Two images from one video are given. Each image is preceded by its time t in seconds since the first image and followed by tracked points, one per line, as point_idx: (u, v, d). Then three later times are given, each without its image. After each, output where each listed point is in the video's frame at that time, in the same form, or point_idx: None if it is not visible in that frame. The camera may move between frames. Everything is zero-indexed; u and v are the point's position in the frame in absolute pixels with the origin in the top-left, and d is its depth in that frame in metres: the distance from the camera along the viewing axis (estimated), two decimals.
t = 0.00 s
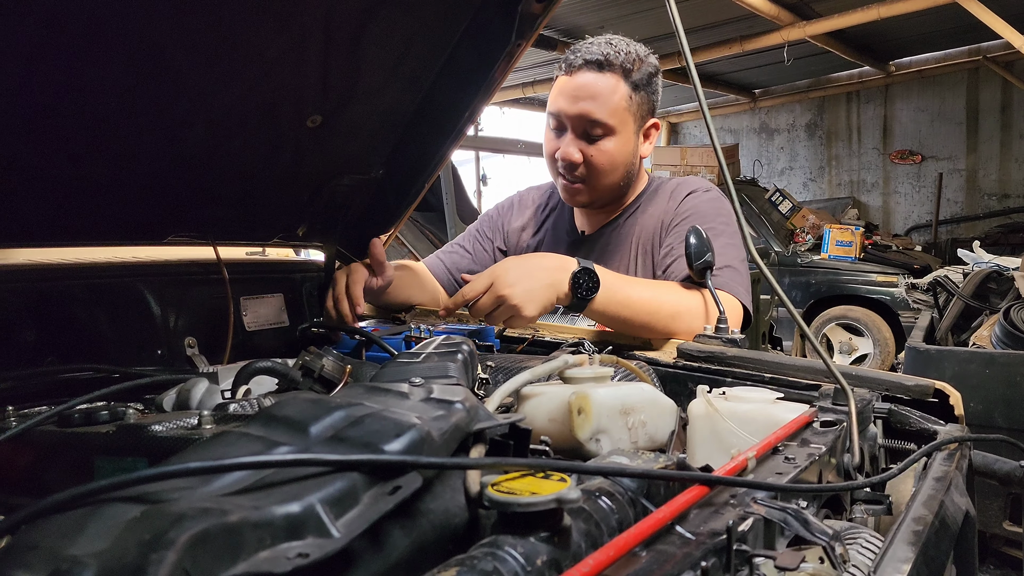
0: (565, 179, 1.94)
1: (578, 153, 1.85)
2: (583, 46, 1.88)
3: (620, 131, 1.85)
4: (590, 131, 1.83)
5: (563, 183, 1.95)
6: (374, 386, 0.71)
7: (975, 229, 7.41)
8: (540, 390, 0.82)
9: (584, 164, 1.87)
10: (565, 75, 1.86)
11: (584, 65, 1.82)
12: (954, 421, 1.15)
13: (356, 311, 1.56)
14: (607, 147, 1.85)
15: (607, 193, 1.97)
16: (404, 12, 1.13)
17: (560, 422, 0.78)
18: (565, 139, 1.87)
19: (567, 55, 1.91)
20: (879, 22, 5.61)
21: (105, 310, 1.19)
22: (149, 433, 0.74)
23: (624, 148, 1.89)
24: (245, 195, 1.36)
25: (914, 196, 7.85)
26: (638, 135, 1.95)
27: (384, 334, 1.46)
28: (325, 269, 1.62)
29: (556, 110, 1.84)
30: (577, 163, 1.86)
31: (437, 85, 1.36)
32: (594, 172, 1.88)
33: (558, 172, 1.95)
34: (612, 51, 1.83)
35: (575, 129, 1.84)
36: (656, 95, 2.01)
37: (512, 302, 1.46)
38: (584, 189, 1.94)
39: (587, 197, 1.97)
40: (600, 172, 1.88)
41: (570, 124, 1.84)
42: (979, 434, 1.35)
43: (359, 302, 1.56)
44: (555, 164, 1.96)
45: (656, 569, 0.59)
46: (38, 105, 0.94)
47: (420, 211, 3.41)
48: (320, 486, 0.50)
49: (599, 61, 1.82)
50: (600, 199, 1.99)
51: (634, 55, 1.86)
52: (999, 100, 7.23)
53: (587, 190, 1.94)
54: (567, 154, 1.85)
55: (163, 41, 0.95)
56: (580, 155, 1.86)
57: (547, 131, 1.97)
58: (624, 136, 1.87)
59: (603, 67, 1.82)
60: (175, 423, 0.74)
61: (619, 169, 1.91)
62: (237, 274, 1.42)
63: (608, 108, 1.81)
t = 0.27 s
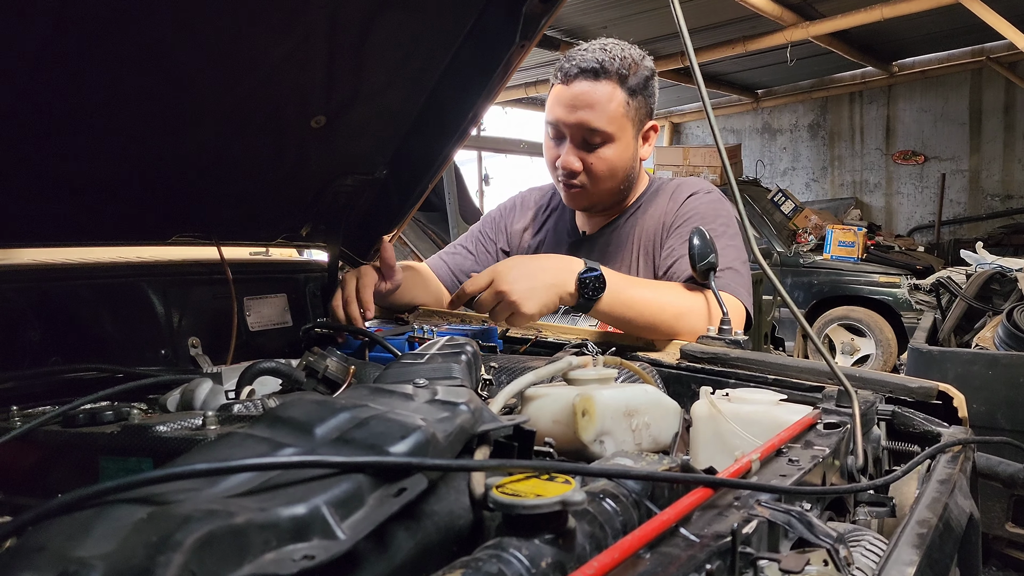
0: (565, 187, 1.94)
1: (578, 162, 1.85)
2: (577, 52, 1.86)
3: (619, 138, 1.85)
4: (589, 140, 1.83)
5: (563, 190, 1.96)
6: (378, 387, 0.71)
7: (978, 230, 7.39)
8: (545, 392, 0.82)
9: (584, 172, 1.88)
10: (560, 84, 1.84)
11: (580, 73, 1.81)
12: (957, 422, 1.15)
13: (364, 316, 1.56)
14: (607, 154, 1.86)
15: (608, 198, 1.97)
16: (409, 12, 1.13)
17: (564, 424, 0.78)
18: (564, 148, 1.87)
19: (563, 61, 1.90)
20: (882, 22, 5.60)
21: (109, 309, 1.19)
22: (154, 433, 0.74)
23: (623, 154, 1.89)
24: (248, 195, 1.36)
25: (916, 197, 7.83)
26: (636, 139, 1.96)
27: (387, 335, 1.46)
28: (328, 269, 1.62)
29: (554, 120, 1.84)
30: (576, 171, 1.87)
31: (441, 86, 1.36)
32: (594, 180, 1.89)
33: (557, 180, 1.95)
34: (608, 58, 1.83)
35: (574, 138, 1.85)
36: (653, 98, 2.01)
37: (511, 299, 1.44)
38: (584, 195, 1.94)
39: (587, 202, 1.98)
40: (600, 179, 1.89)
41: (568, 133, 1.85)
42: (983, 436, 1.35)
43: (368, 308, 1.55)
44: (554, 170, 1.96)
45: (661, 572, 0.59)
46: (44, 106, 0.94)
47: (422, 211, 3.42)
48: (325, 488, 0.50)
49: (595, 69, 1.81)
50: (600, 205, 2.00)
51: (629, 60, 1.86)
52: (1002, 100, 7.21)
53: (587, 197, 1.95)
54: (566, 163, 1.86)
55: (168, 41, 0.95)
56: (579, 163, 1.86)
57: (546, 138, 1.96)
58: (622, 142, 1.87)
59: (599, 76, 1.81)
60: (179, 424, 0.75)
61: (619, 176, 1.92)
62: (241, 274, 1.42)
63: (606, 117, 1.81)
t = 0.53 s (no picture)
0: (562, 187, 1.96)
1: (573, 162, 1.86)
2: (578, 54, 1.88)
3: (615, 139, 1.85)
4: (584, 140, 1.85)
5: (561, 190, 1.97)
6: (379, 388, 0.71)
7: (979, 231, 7.39)
8: (545, 393, 0.82)
9: (579, 172, 1.88)
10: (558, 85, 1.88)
11: (576, 75, 1.84)
12: (958, 424, 1.15)
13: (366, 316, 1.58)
14: (602, 155, 1.86)
15: (604, 200, 1.97)
16: (411, 12, 1.13)
17: (565, 425, 0.78)
18: (560, 148, 1.89)
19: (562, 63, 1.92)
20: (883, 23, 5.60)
21: (110, 308, 1.19)
22: (155, 433, 0.74)
23: (621, 155, 1.89)
24: (249, 194, 1.36)
25: (917, 198, 7.83)
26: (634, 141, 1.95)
27: (387, 335, 1.46)
28: (329, 268, 1.61)
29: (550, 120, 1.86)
30: (573, 172, 1.88)
31: (443, 86, 1.37)
32: (590, 181, 1.89)
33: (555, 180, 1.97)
34: (605, 59, 1.84)
35: (570, 139, 1.86)
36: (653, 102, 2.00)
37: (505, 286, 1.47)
38: (580, 196, 1.95)
39: (584, 204, 1.98)
40: (595, 180, 1.89)
41: (565, 133, 1.86)
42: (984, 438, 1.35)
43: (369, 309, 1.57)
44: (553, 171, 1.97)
45: (662, 573, 0.59)
46: (45, 105, 0.94)
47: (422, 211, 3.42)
48: (327, 488, 0.50)
49: (591, 70, 1.83)
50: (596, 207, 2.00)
51: (627, 61, 1.87)
52: (1003, 102, 7.21)
53: (583, 198, 1.95)
54: (562, 163, 1.87)
55: (170, 41, 0.95)
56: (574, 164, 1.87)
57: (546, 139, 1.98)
58: (618, 144, 1.87)
59: (596, 76, 1.83)
60: (180, 424, 0.75)
61: (618, 176, 1.91)
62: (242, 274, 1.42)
63: (600, 117, 1.81)
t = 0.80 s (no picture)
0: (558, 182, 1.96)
1: (567, 155, 1.87)
2: (573, 52, 1.90)
3: (608, 132, 1.85)
4: (577, 133, 1.85)
5: (558, 185, 1.98)
6: (377, 388, 0.71)
7: (977, 233, 7.40)
8: (543, 393, 0.82)
9: (574, 165, 1.89)
10: (552, 81, 1.90)
11: (569, 68, 1.86)
12: (955, 426, 1.15)
13: (364, 316, 1.58)
14: (596, 148, 1.86)
15: (600, 194, 1.96)
16: (409, 12, 1.13)
17: (563, 426, 0.78)
18: (555, 142, 1.89)
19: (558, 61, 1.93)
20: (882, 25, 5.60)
21: (108, 307, 1.19)
22: (153, 433, 0.74)
23: (615, 148, 1.89)
24: (248, 193, 1.36)
25: (915, 199, 7.84)
26: (629, 135, 1.95)
27: (385, 335, 1.46)
28: (328, 268, 1.61)
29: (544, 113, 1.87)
30: (568, 165, 1.89)
31: (442, 86, 1.37)
32: (584, 174, 1.89)
33: (552, 175, 1.97)
34: (597, 53, 1.85)
35: (563, 132, 1.87)
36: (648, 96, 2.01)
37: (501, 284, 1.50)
38: (576, 190, 1.95)
39: (580, 198, 1.98)
40: (589, 173, 1.89)
41: (559, 127, 1.87)
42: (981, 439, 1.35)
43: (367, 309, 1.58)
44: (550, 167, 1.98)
45: (659, 573, 0.59)
46: (44, 103, 0.94)
47: (421, 210, 3.42)
48: (324, 488, 0.50)
49: (583, 64, 1.85)
50: (592, 202, 1.99)
51: (619, 56, 1.88)
52: (1002, 104, 7.23)
53: (578, 191, 1.95)
54: (556, 157, 1.88)
55: (169, 40, 0.95)
56: (568, 157, 1.88)
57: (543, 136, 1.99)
58: (612, 136, 1.87)
59: (587, 70, 1.84)
60: (177, 424, 0.75)
61: (613, 169, 1.91)
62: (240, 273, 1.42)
63: (592, 109, 1.82)
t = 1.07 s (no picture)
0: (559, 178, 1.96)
1: (569, 151, 1.87)
2: (574, 50, 1.90)
3: (611, 127, 1.85)
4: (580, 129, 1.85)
5: (558, 182, 1.97)
6: (373, 388, 0.71)
7: (973, 234, 7.42)
8: (538, 394, 0.82)
9: (576, 161, 1.88)
10: (553, 77, 1.90)
11: (571, 65, 1.86)
12: (950, 427, 1.15)
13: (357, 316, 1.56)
14: (598, 143, 1.86)
15: (601, 191, 1.96)
16: (407, 12, 1.13)
17: (558, 426, 0.78)
18: (557, 138, 1.89)
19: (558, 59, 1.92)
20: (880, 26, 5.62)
21: (104, 306, 1.19)
22: (148, 433, 0.74)
23: (617, 144, 1.89)
24: (245, 193, 1.35)
25: (912, 201, 7.86)
26: (630, 133, 1.95)
27: (381, 335, 1.46)
28: (324, 267, 1.61)
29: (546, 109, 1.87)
30: (569, 160, 1.88)
31: (439, 86, 1.37)
32: (587, 170, 1.89)
33: (552, 172, 1.97)
34: (599, 50, 1.86)
35: (566, 128, 1.87)
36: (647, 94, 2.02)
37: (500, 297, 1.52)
38: (577, 186, 1.94)
39: (581, 195, 1.97)
40: (592, 168, 1.88)
41: (560, 123, 1.87)
42: (976, 440, 1.36)
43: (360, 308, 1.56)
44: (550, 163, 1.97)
45: (653, 573, 0.59)
46: (41, 102, 0.94)
47: (418, 211, 3.42)
48: (319, 488, 0.50)
49: (586, 61, 1.85)
50: (594, 198, 1.99)
51: (621, 53, 1.88)
52: (999, 106, 7.24)
53: (580, 188, 1.94)
54: (558, 152, 1.87)
55: (166, 40, 0.95)
56: (571, 153, 1.87)
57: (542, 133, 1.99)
58: (614, 132, 1.87)
59: (590, 65, 1.84)
60: (173, 424, 0.75)
61: (614, 166, 1.91)
62: (236, 273, 1.42)
63: (595, 105, 1.82)
